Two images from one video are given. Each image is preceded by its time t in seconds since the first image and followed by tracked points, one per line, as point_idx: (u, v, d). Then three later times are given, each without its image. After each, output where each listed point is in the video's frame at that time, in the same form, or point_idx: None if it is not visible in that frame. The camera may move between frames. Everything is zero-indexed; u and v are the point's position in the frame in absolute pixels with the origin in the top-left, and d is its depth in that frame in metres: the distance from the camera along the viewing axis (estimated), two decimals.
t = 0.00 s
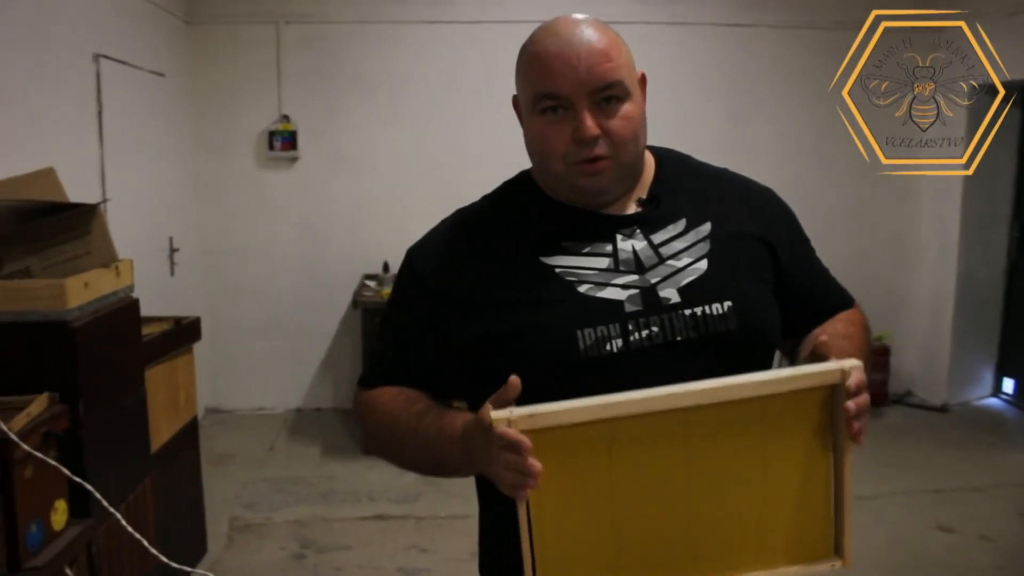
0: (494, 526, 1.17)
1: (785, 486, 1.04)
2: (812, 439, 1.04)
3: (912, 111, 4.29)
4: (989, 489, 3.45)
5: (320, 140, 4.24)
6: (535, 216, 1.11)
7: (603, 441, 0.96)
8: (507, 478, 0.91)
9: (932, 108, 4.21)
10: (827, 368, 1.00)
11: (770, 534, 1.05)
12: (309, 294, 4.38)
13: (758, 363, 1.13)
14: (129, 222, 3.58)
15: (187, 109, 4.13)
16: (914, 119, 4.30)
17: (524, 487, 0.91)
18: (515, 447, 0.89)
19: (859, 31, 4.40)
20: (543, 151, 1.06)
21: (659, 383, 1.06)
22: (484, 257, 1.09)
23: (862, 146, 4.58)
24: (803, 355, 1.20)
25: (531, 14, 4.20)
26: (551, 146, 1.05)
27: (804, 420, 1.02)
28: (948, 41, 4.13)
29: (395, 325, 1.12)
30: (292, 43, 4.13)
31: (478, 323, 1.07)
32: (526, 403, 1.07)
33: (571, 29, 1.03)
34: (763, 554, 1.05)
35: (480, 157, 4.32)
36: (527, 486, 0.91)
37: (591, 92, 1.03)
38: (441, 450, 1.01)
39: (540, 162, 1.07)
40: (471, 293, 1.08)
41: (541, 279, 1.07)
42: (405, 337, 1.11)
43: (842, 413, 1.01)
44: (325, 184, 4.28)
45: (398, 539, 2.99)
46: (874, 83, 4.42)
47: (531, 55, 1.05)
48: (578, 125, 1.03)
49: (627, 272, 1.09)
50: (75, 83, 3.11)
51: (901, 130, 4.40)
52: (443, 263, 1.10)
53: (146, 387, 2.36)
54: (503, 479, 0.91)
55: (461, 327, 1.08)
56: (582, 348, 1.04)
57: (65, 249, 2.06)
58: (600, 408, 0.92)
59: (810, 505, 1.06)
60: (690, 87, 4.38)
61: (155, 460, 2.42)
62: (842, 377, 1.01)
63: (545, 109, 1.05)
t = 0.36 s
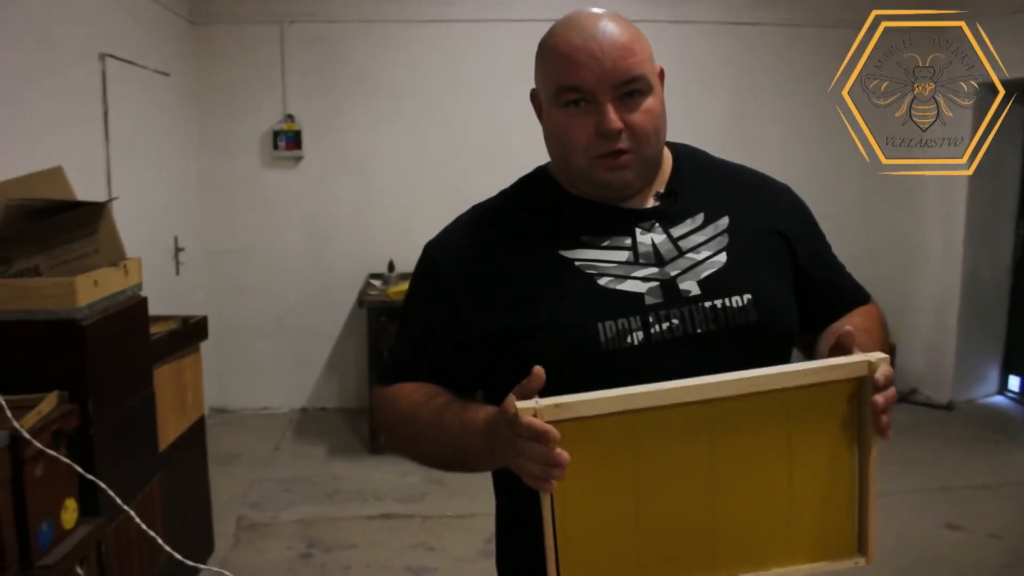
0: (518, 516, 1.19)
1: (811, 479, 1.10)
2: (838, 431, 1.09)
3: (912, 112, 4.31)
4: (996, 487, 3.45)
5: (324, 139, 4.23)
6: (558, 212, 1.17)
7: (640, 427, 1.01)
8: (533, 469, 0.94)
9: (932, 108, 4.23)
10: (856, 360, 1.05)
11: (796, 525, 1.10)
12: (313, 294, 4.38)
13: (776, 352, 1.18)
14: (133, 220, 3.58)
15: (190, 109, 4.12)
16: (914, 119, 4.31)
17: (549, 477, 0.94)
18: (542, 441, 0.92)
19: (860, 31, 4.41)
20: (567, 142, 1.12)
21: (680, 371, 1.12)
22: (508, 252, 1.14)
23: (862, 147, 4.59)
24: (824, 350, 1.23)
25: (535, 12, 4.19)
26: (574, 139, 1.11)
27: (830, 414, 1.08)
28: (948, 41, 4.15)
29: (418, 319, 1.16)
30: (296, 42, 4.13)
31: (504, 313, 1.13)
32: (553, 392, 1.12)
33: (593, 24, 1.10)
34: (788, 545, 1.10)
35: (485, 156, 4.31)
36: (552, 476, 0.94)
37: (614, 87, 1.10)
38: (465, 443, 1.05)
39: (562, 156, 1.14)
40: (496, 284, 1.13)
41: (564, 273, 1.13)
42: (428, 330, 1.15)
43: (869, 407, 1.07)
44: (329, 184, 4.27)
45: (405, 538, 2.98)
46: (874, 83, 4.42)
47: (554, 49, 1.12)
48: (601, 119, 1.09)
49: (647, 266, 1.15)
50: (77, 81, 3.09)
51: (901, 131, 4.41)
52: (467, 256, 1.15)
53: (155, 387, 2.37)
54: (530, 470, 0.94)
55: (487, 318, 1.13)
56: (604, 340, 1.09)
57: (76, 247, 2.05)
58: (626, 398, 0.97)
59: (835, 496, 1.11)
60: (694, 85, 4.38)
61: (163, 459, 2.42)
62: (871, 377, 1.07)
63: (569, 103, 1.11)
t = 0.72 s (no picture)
0: (522, 513, 1.18)
1: (815, 482, 1.08)
2: (842, 436, 1.08)
3: (912, 112, 4.26)
4: (999, 483, 3.44)
5: (325, 136, 4.22)
6: (562, 206, 1.15)
7: (642, 431, 1.01)
8: (543, 471, 0.94)
9: (932, 108, 4.19)
10: (862, 366, 1.04)
11: (800, 528, 1.09)
12: (314, 291, 4.37)
13: (781, 347, 1.17)
14: (134, 217, 3.56)
15: (190, 106, 4.10)
16: (915, 119, 4.27)
17: (559, 480, 0.94)
18: (552, 443, 0.92)
19: (859, 31, 4.39)
20: (574, 135, 1.11)
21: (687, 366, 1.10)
22: (513, 247, 1.13)
23: (863, 147, 4.58)
24: (825, 347, 1.23)
25: (537, 8, 4.17)
26: (583, 132, 1.10)
27: (836, 418, 1.07)
28: (948, 40, 4.08)
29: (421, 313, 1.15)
30: (296, 39, 4.12)
31: (509, 308, 1.11)
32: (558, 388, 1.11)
33: (602, 15, 1.09)
34: (792, 549, 1.09)
35: (487, 153, 4.30)
36: (563, 479, 0.94)
37: (623, 80, 1.08)
38: (470, 442, 1.04)
39: (570, 148, 1.13)
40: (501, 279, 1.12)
41: (569, 267, 1.12)
42: (431, 325, 1.14)
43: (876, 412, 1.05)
44: (330, 180, 4.26)
45: (406, 535, 2.97)
46: (874, 83, 4.38)
47: (563, 41, 1.10)
48: (610, 113, 1.08)
49: (653, 260, 1.13)
50: (77, 78, 3.07)
51: (902, 130, 4.37)
52: (471, 250, 1.14)
53: (155, 385, 2.36)
54: (539, 472, 0.94)
55: (492, 313, 1.12)
56: (610, 334, 1.08)
57: (76, 244, 2.02)
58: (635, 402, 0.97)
59: (837, 503, 1.10)
60: (695, 82, 4.36)
61: (164, 457, 2.41)
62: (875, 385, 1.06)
63: (577, 95, 1.10)
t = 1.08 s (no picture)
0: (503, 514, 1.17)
1: (807, 456, 1.09)
2: (831, 403, 1.09)
3: (912, 112, 4.31)
4: (993, 486, 3.43)
5: (319, 138, 4.21)
6: (541, 206, 1.15)
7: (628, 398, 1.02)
8: (522, 432, 0.93)
9: (932, 108, 4.23)
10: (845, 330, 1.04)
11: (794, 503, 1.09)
12: (308, 293, 4.36)
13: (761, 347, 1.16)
14: (126, 221, 3.55)
15: (184, 108, 4.10)
16: (915, 119, 4.31)
17: (537, 440, 0.93)
18: (529, 399, 0.91)
19: (860, 30, 4.39)
20: (555, 130, 1.10)
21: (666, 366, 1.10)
22: (491, 245, 1.13)
23: (862, 147, 4.56)
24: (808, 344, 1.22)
25: (531, 9, 4.17)
26: (563, 126, 1.09)
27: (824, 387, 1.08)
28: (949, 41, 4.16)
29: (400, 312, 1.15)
30: (290, 41, 4.11)
31: (486, 307, 1.11)
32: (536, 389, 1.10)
33: (582, 12, 1.09)
34: (787, 525, 1.09)
35: (481, 154, 4.29)
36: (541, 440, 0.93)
37: (603, 73, 1.09)
38: (449, 423, 1.03)
39: (550, 145, 1.12)
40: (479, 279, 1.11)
41: (547, 267, 1.11)
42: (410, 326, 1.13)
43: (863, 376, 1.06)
44: (324, 183, 4.26)
45: (398, 539, 2.96)
46: (874, 83, 4.42)
47: (544, 37, 1.10)
48: (590, 105, 1.08)
49: (632, 259, 1.13)
50: (68, 81, 3.07)
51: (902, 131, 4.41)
52: (450, 250, 1.14)
53: (144, 386, 2.35)
54: (518, 435, 0.93)
55: (470, 313, 1.11)
56: (589, 334, 1.08)
57: (62, 247, 2.02)
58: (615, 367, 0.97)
59: (831, 477, 1.10)
60: (691, 84, 4.36)
61: (153, 460, 2.40)
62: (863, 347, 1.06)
63: (557, 89, 1.10)
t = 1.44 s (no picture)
0: (468, 518, 1.17)
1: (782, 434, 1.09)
2: (806, 378, 1.10)
3: (912, 112, 4.30)
4: (983, 487, 3.42)
5: (309, 137, 4.20)
6: (507, 210, 1.14)
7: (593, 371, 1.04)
8: (480, 386, 0.92)
9: (932, 107, 4.22)
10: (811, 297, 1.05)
11: (771, 484, 1.08)
12: (298, 293, 4.35)
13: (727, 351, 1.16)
14: (115, 222, 3.54)
15: (173, 107, 4.09)
16: (914, 119, 4.30)
17: (495, 392, 0.92)
18: (487, 354, 0.91)
19: (861, 30, 4.39)
20: (526, 140, 1.09)
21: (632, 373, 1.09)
22: (457, 250, 1.11)
23: (863, 147, 4.56)
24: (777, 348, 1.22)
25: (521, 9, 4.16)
26: (534, 137, 1.09)
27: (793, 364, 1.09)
28: (947, 41, 4.14)
29: (363, 314, 1.13)
30: (280, 41, 4.10)
31: (451, 312, 1.10)
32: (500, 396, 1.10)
33: (558, 19, 1.07)
34: (765, 507, 1.08)
35: (472, 155, 4.28)
36: (498, 391, 0.92)
37: (578, 84, 1.07)
38: (414, 408, 1.02)
39: (521, 153, 1.11)
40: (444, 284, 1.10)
41: (513, 272, 1.10)
42: (373, 330, 1.12)
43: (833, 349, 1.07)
44: (314, 183, 4.25)
45: (385, 540, 2.96)
46: (874, 83, 4.42)
47: (519, 42, 1.08)
48: (563, 117, 1.07)
49: (599, 264, 1.13)
50: (55, 82, 3.05)
51: (903, 131, 4.39)
52: (415, 254, 1.12)
53: (126, 387, 2.34)
54: (476, 390, 0.92)
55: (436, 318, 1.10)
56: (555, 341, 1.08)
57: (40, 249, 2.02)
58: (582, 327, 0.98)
59: (807, 458, 1.10)
60: (683, 84, 4.35)
61: (135, 463, 2.39)
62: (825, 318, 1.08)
63: (532, 98, 1.09)
